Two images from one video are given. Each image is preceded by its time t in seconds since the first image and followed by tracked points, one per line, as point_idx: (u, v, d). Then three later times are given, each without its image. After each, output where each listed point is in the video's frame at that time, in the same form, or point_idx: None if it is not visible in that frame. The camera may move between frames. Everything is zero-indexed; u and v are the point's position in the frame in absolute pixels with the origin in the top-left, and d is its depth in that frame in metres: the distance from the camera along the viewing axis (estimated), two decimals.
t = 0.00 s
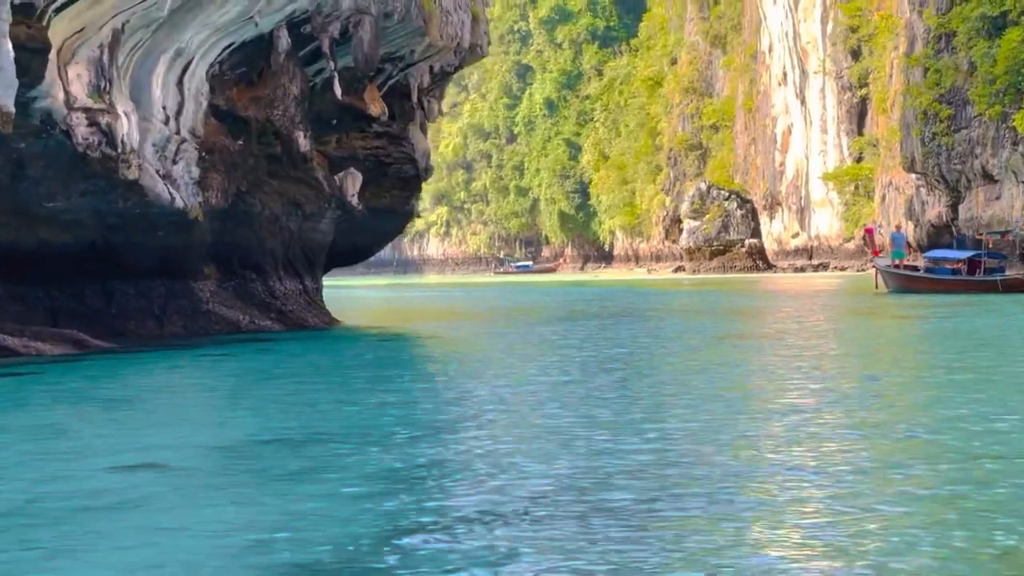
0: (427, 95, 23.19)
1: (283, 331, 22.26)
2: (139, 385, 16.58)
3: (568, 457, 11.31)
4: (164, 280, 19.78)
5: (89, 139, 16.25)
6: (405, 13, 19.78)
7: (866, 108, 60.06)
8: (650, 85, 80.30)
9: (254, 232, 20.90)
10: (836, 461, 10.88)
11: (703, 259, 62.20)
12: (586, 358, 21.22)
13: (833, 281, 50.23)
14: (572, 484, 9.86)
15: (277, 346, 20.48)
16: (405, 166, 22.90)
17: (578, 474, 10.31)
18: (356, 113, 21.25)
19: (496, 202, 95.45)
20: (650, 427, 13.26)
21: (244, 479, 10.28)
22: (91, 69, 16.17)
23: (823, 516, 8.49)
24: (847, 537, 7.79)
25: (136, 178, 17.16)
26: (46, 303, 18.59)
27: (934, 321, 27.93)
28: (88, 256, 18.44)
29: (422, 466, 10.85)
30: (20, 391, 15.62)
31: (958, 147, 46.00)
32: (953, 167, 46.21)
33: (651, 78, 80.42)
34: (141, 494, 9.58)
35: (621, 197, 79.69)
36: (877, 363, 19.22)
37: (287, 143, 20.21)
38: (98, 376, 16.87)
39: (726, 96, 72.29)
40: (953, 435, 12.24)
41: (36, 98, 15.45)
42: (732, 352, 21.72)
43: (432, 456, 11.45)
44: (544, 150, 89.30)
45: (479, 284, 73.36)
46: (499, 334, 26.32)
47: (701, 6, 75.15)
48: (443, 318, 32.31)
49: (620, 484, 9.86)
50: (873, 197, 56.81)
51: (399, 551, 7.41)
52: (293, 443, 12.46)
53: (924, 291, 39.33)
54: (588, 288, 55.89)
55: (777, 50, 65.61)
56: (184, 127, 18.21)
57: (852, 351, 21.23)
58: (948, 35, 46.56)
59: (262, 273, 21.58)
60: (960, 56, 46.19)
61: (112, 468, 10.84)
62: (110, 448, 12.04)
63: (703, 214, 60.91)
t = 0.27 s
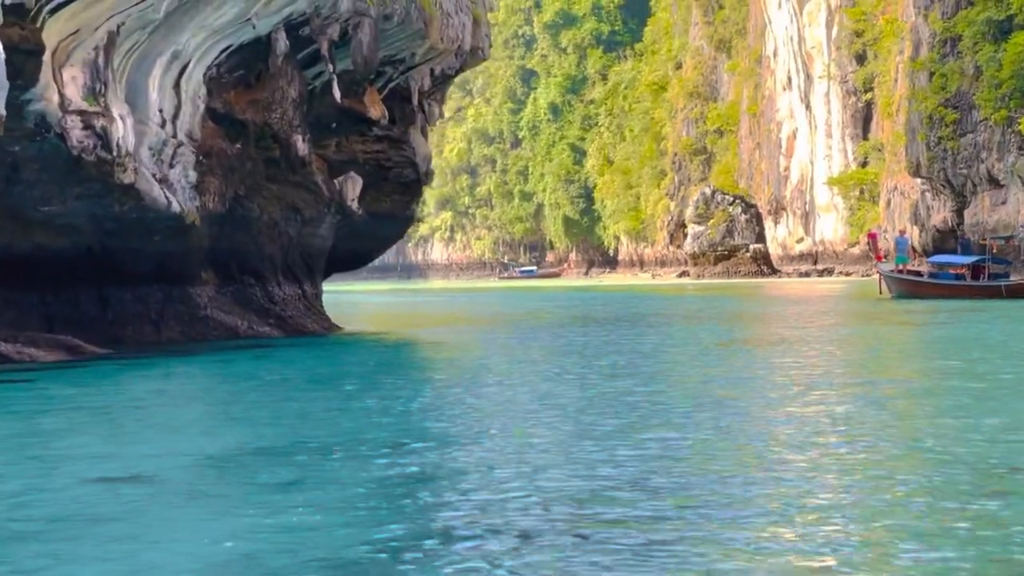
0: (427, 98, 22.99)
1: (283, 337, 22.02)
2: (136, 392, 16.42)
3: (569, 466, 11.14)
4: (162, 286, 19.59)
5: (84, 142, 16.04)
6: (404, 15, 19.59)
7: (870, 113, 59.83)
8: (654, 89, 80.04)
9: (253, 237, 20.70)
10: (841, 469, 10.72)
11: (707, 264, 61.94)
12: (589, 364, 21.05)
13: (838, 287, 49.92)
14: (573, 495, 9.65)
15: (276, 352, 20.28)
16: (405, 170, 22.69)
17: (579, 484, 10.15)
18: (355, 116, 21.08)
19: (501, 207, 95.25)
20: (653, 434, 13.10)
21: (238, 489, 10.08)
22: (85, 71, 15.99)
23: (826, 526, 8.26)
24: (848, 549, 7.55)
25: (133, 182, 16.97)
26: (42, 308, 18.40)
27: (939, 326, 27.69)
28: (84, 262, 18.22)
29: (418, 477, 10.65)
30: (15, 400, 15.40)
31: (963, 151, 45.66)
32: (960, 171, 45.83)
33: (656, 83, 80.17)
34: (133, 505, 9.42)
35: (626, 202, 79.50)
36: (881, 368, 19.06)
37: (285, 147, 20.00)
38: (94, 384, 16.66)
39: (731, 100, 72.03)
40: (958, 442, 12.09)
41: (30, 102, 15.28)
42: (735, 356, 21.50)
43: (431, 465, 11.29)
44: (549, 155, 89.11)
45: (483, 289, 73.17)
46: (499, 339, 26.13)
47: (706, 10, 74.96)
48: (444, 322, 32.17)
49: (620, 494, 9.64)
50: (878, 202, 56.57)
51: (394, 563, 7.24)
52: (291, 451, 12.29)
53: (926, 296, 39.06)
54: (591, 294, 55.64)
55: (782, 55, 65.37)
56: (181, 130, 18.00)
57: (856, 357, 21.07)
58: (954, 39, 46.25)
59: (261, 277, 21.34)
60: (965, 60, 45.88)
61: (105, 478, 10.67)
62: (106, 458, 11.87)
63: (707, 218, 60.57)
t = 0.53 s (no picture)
0: (427, 102, 22.81)
1: (281, 342, 21.82)
2: (132, 400, 16.22)
3: (568, 476, 10.98)
4: (159, 291, 19.39)
5: (79, 146, 15.84)
6: (403, 18, 19.41)
7: (875, 117, 59.63)
8: (658, 95, 79.81)
9: (250, 241, 20.51)
10: (845, 479, 10.55)
11: (711, 269, 61.72)
12: (592, 371, 20.88)
13: (842, 292, 49.64)
14: (572, 507, 9.45)
15: (275, 358, 20.09)
16: (405, 174, 22.51)
17: (580, 495, 9.99)
18: (354, 120, 20.91)
19: (505, 212, 95.07)
20: (655, 443, 12.94)
21: (231, 502, 9.89)
22: (81, 75, 15.79)
23: (829, 541, 8.07)
24: (853, 565, 7.35)
25: (129, 187, 16.77)
26: (38, 314, 18.20)
27: (944, 333, 27.47)
28: (80, 268, 18.02)
29: (416, 488, 10.47)
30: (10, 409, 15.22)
31: (968, 156, 45.30)
32: (964, 177, 45.48)
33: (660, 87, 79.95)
34: (125, 520, 9.26)
35: (630, 208, 79.34)
36: (886, 375, 18.89)
37: (283, 152, 19.80)
38: (91, 392, 16.47)
39: (735, 105, 71.83)
40: (964, 450, 11.93)
41: (24, 105, 15.17)
42: (740, 364, 21.30)
43: (429, 475, 11.12)
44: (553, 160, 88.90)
45: (487, 294, 73.00)
46: (500, 345, 25.96)
47: (710, 15, 74.80)
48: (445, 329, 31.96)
49: (621, 506, 9.46)
50: (882, 207, 56.32)
51: None
52: (289, 461, 12.13)
53: (930, 302, 38.82)
54: (595, 299, 55.43)
55: (786, 59, 65.14)
56: (177, 134, 17.80)
57: (860, 363, 20.90)
58: (959, 44, 46.01)
59: (259, 283, 21.14)
60: (971, 65, 45.62)
61: (99, 490, 10.51)
62: (100, 470, 11.72)
63: (711, 223, 60.32)
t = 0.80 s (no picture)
0: (428, 107, 22.62)
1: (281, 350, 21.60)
2: (129, 412, 15.97)
3: (569, 487, 10.78)
4: (157, 297, 19.15)
5: (74, 152, 15.60)
6: (404, 22, 19.22)
7: (881, 123, 59.40)
8: (664, 100, 79.54)
9: (249, 248, 20.29)
10: (849, 486, 10.38)
11: (717, 275, 61.42)
12: (594, 378, 20.70)
13: (848, 298, 49.38)
14: (569, 521, 9.22)
15: (275, 366, 19.87)
16: (406, 180, 22.31)
17: (579, 506, 9.80)
18: (355, 125, 20.72)
19: (510, 218, 94.86)
20: (657, 451, 12.75)
21: (221, 519, 9.66)
22: (76, 79, 15.56)
23: (831, 556, 7.83)
24: None
25: (125, 193, 16.55)
26: (34, 322, 17.98)
27: (951, 339, 27.21)
28: (77, 275, 17.80)
29: (411, 502, 10.23)
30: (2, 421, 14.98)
31: (974, 162, 45.01)
32: (971, 182, 45.20)
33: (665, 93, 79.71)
34: (116, 539, 9.02)
35: (636, 214, 79.10)
36: (890, 382, 18.71)
37: (282, 156, 19.59)
38: (86, 403, 16.24)
39: (741, 111, 71.57)
40: (969, 458, 11.74)
41: (18, 110, 14.94)
42: (744, 371, 21.05)
43: (427, 488, 10.91)
44: (558, 166, 88.68)
45: (492, 301, 72.78)
46: (501, 353, 25.72)
47: (716, 21, 74.64)
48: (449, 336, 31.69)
49: (619, 520, 9.22)
50: (889, 213, 56.09)
51: None
52: (286, 475, 11.91)
53: (933, 309, 38.55)
54: (600, 306, 55.16)
55: (792, 65, 64.88)
56: (174, 139, 17.59)
57: (865, 370, 20.72)
58: (966, 48, 45.76)
59: (259, 291, 20.92)
60: (977, 71, 45.34)
61: (87, 506, 10.28)
62: (91, 484, 11.48)
63: (717, 229, 60.05)
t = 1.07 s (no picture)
0: (425, 111, 22.43)
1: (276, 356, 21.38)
2: (120, 421, 15.67)
3: (566, 498, 10.50)
4: (149, 304, 18.91)
5: (64, 156, 15.36)
6: (399, 26, 19.04)
7: (883, 128, 59.20)
8: (665, 106, 79.26)
9: (243, 253, 20.06)
10: (855, 498, 10.11)
11: (719, 281, 61.17)
12: (594, 386, 20.45)
13: (849, 305, 49.11)
14: (566, 534, 8.98)
15: (270, 374, 19.63)
16: (402, 185, 22.12)
17: (578, 518, 9.52)
18: (350, 129, 20.53)
19: (511, 224, 94.63)
20: (657, 459, 12.47)
21: (211, 531, 9.42)
22: (66, 83, 15.33)
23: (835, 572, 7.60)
24: None
25: (116, 198, 16.40)
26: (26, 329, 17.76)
27: (954, 346, 26.97)
28: (69, 282, 17.58)
29: (406, 513, 9.99)
30: None
31: (976, 168, 44.74)
32: (973, 188, 44.92)
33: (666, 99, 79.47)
34: (103, 550, 8.78)
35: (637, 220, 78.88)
36: (893, 389, 18.49)
37: (276, 160, 19.39)
38: (77, 411, 16.00)
39: (742, 116, 71.33)
40: (977, 467, 11.48)
41: (6, 114, 14.59)
42: (745, 378, 20.81)
43: (420, 499, 10.63)
44: (559, 172, 88.47)
45: (493, 307, 72.55)
46: (497, 360, 25.47)
47: (717, 26, 74.44)
48: (447, 343, 31.46)
49: (618, 531, 8.98)
50: (890, 219, 55.87)
51: None
52: (277, 485, 11.61)
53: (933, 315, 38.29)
54: (601, 312, 54.90)
55: (793, 70, 64.64)
56: (166, 144, 17.38)
57: (868, 376, 20.47)
58: (967, 54, 45.51)
59: (253, 297, 20.70)
60: (979, 75, 45.08)
61: (75, 516, 10.04)
62: (78, 494, 11.19)
63: (718, 236, 59.84)
